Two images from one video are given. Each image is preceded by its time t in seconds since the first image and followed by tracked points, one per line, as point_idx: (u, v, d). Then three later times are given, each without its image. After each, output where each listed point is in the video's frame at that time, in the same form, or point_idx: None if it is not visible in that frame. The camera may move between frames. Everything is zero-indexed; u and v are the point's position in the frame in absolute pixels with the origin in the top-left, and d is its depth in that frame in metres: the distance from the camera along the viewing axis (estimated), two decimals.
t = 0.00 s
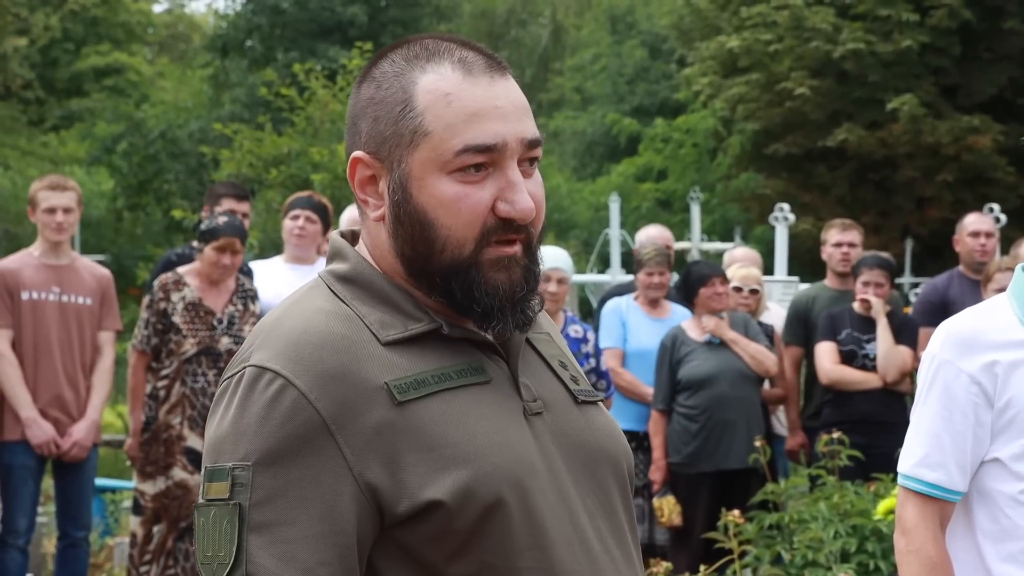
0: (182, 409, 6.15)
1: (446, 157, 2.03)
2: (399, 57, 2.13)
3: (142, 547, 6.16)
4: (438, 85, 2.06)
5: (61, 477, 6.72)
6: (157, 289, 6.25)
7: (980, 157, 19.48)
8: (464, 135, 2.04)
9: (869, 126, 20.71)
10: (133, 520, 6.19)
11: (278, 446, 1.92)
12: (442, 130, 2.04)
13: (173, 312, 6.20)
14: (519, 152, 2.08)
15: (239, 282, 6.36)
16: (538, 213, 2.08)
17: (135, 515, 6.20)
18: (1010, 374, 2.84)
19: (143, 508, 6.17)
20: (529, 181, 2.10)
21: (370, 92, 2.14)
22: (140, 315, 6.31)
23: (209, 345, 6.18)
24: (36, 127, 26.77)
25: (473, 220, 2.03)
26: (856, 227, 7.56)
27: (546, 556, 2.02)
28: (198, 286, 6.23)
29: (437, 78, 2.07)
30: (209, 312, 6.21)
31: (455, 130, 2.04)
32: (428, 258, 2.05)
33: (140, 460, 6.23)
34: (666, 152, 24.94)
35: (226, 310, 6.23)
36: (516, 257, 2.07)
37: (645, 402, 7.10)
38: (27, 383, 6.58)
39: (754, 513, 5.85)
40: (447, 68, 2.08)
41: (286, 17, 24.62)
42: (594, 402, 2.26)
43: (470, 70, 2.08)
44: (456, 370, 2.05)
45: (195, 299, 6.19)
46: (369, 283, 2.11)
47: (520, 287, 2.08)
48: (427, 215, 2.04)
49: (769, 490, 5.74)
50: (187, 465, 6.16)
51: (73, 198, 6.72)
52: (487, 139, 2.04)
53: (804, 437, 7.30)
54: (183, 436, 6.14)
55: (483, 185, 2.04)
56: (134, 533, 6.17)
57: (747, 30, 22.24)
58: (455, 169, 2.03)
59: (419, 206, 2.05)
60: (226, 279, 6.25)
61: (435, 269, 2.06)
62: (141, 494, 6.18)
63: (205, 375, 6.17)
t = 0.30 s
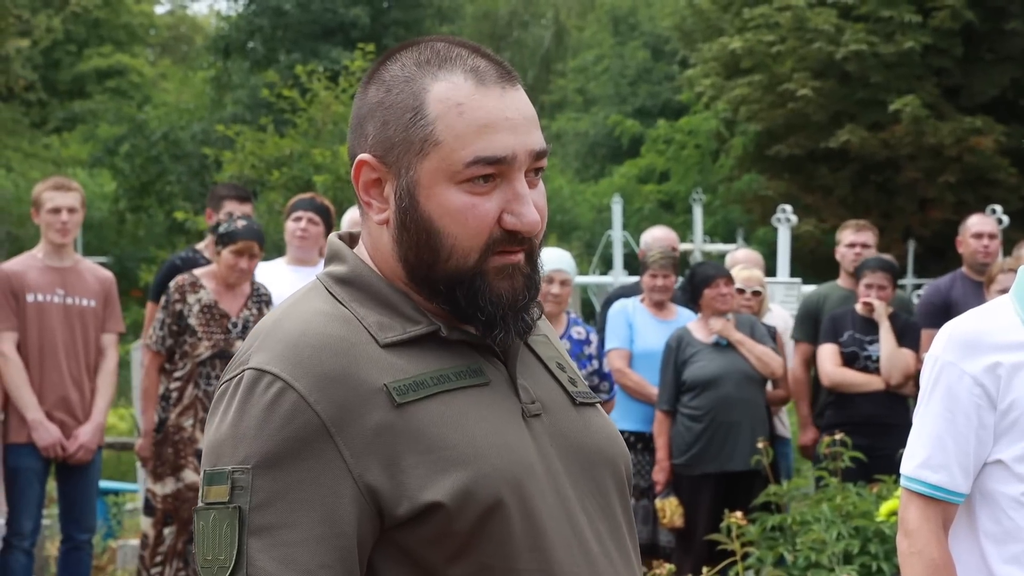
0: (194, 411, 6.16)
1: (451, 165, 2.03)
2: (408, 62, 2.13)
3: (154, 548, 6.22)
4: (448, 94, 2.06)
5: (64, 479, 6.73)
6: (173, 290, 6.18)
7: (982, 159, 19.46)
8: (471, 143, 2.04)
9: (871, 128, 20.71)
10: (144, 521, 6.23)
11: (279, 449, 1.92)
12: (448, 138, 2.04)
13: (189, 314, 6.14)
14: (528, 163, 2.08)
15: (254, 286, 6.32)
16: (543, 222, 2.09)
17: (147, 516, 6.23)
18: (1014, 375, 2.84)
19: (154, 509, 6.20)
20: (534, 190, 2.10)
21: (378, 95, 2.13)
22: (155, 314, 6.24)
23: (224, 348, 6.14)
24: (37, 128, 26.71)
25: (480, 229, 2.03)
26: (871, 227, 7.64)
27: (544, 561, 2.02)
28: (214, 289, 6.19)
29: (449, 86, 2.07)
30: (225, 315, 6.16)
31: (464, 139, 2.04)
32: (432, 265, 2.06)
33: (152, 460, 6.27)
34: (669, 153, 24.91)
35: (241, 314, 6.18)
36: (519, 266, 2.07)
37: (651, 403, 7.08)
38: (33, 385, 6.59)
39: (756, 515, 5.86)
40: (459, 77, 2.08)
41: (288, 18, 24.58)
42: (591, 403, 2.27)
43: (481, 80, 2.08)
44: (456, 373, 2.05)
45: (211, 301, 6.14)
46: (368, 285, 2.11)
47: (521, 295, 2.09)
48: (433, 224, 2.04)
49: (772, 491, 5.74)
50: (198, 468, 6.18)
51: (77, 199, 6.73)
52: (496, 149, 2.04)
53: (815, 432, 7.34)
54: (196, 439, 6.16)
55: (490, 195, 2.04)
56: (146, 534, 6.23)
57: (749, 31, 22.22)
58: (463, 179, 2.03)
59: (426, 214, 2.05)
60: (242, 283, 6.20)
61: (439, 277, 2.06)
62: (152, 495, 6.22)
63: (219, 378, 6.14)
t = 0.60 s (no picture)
0: (195, 405, 6.16)
1: (445, 157, 2.03)
2: (403, 54, 2.13)
3: (153, 543, 6.21)
4: (443, 85, 2.06)
5: (61, 474, 6.73)
6: (174, 285, 6.18)
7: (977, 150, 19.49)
8: (465, 135, 2.04)
9: (866, 120, 20.73)
10: (144, 515, 6.22)
11: (274, 441, 1.93)
12: (442, 130, 2.04)
13: (190, 309, 6.14)
14: (522, 155, 2.08)
15: (254, 281, 6.33)
16: (536, 214, 2.08)
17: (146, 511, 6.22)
18: (1008, 365, 2.84)
19: (154, 504, 6.20)
20: (528, 182, 2.10)
21: (372, 87, 2.13)
22: (156, 310, 6.23)
23: (226, 343, 6.15)
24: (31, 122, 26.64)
25: (473, 222, 2.04)
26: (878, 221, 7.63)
27: (536, 555, 2.02)
28: (215, 283, 6.19)
29: (443, 78, 2.07)
30: (226, 310, 6.17)
31: (459, 131, 2.04)
32: (426, 257, 2.06)
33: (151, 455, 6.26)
34: (664, 146, 24.91)
35: (242, 309, 6.19)
36: (513, 258, 2.07)
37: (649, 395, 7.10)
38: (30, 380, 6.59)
39: (751, 507, 5.87)
40: (453, 69, 2.08)
41: (283, 12, 24.56)
42: (585, 398, 2.27)
43: (475, 71, 2.08)
44: (451, 366, 2.05)
45: (212, 296, 6.15)
46: (363, 278, 2.11)
47: (516, 287, 2.09)
48: (427, 215, 2.05)
49: (767, 484, 5.75)
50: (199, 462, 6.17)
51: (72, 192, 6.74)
52: (490, 141, 2.04)
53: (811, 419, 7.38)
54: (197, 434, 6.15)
55: (484, 187, 2.04)
56: (145, 528, 6.21)
57: (744, 23, 22.22)
58: (457, 170, 2.03)
59: (420, 206, 2.05)
60: (242, 278, 6.22)
61: (432, 269, 2.06)
62: (153, 490, 6.20)
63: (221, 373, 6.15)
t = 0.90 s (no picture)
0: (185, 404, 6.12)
1: (430, 153, 2.03)
2: (389, 52, 2.13)
3: (147, 544, 6.17)
4: (427, 81, 2.06)
5: (48, 474, 6.71)
6: (164, 284, 6.17)
7: (964, 150, 19.53)
8: (451, 131, 2.03)
9: (854, 120, 20.77)
10: (139, 515, 6.19)
11: (263, 439, 1.92)
12: (427, 126, 2.04)
13: (180, 308, 6.13)
14: (507, 151, 2.07)
15: (244, 281, 6.32)
16: (522, 211, 2.08)
17: (141, 511, 6.19)
18: (995, 366, 2.85)
19: (147, 503, 6.16)
20: (514, 179, 2.10)
21: (357, 86, 2.13)
22: (146, 308, 6.22)
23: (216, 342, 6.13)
24: (19, 122, 26.64)
25: (460, 218, 2.03)
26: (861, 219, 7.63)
27: (525, 555, 2.02)
28: (205, 283, 6.18)
29: (426, 75, 2.07)
30: (216, 309, 6.16)
31: (443, 127, 2.04)
32: (413, 254, 2.05)
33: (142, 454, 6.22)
34: (652, 146, 24.93)
35: (232, 308, 6.19)
36: (501, 256, 2.06)
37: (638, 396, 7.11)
38: (17, 381, 6.56)
39: (740, 507, 5.87)
40: (437, 65, 2.07)
41: (271, 12, 24.55)
42: (573, 400, 2.26)
43: (459, 68, 2.08)
44: (440, 366, 2.05)
45: (202, 295, 6.15)
46: (352, 278, 2.10)
47: (503, 285, 2.08)
48: (413, 213, 2.04)
49: (755, 484, 5.75)
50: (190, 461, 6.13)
51: (61, 192, 6.72)
52: (475, 136, 2.04)
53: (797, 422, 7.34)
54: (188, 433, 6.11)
55: (470, 183, 2.04)
56: (140, 528, 6.18)
57: (733, 23, 22.26)
58: (442, 166, 2.03)
59: (406, 203, 2.05)
60: (232, 277, 6.21)
61: (419, 266, 2.05)
62: (145, 489, 6.16)
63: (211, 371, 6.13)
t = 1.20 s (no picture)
0: (180, 404, 6.12)
1: (419, 147, 2.03)
2: (379, 50, 2.13)
3: (142, 546, 6.12)
4: (413, 77, 2.06)
5: (46, 474, 6.70)
6: (159, 284, 6.19)
7: (961, 151, 19.53)
8: (438, 124, 2.04)
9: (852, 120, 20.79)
10: (136, 516, 6.13)
11: (261, 437, 1.92)
12: (414, 120, 2.04)
13: (176, 308, 6.15)
14: (495, 145, 2.07)
15: (239, 282, 6.33)
16: (513, 204, 2.08)
17: (136, 512, 6.15)
18: (993, 366, 2.85)
19: (142, 503, 6.12)
20: (506, 174, 2.09)
21: (349, 84, 2.13)
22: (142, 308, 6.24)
23: (211, 342, 6.14)
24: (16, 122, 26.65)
25: (449, 210, 2.03)
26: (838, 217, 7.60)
27: (525, 551, 2.02)
28: (200, 283, 6.20)
29: (414, 70, 2.07)
30: (211, 309, 6.18)
31: (430, 120, 2.04)
32: (403, 249, 2.05)
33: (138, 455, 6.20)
34: (650, 146, 24.93)
35: (227, 308, 6.19)
36: (490, 253, 2.06)
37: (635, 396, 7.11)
38: (13, 380, 6.56)
39: (738, 507, 5.87)
40: (424, 61, 2.08)
41: (268, 12, 24.52)
42: (572, 397, 2.26)
43: (446, 63, 2.08)
44: (438, 362, 2.05)
45: (197, 295, 6.16)
46: (349, 276, 2.10)
47: (494, 281, 2.08)
48: (402, 207, 2.04)
49: (752, 484, 5.75)
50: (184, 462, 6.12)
51: (59, 193, 6.72)
52: (461, 129, 2.04)
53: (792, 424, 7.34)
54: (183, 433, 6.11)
55: (458, 176, 2.03)
56: (136, 529, 6.12)
57: (730, 23, 22.28)
58: (428, 159, 2.03)
59: (396, 198, 2.04)
60: (227, 277, 6.23)
61: (409, 262, 2.05)
62: (141, 490, 6.13)
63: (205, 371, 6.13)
